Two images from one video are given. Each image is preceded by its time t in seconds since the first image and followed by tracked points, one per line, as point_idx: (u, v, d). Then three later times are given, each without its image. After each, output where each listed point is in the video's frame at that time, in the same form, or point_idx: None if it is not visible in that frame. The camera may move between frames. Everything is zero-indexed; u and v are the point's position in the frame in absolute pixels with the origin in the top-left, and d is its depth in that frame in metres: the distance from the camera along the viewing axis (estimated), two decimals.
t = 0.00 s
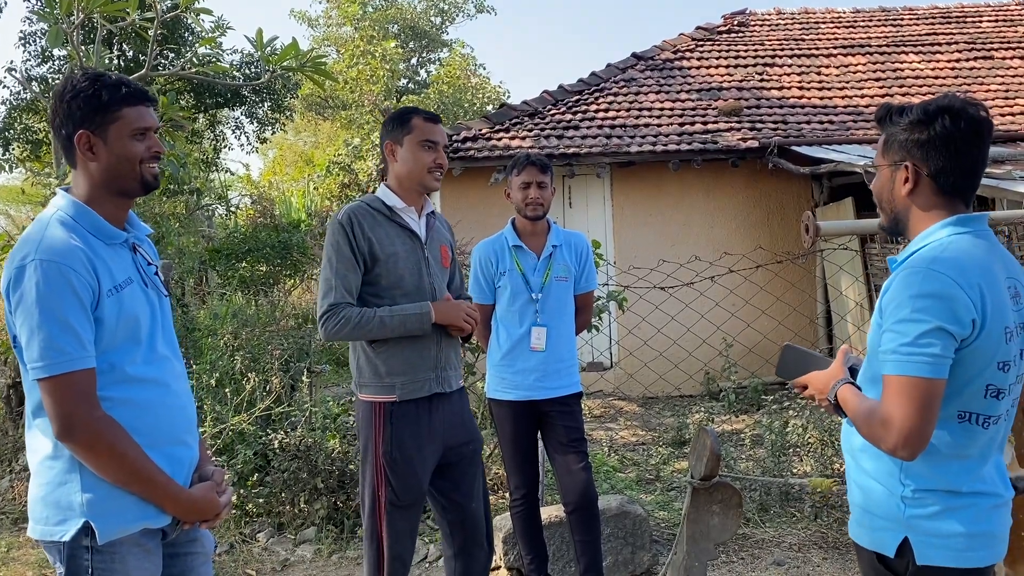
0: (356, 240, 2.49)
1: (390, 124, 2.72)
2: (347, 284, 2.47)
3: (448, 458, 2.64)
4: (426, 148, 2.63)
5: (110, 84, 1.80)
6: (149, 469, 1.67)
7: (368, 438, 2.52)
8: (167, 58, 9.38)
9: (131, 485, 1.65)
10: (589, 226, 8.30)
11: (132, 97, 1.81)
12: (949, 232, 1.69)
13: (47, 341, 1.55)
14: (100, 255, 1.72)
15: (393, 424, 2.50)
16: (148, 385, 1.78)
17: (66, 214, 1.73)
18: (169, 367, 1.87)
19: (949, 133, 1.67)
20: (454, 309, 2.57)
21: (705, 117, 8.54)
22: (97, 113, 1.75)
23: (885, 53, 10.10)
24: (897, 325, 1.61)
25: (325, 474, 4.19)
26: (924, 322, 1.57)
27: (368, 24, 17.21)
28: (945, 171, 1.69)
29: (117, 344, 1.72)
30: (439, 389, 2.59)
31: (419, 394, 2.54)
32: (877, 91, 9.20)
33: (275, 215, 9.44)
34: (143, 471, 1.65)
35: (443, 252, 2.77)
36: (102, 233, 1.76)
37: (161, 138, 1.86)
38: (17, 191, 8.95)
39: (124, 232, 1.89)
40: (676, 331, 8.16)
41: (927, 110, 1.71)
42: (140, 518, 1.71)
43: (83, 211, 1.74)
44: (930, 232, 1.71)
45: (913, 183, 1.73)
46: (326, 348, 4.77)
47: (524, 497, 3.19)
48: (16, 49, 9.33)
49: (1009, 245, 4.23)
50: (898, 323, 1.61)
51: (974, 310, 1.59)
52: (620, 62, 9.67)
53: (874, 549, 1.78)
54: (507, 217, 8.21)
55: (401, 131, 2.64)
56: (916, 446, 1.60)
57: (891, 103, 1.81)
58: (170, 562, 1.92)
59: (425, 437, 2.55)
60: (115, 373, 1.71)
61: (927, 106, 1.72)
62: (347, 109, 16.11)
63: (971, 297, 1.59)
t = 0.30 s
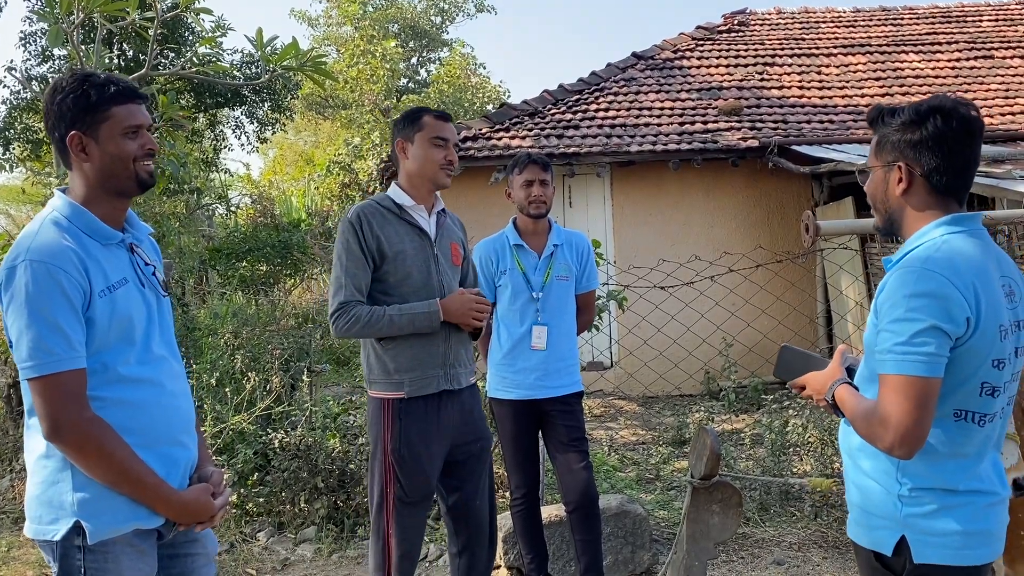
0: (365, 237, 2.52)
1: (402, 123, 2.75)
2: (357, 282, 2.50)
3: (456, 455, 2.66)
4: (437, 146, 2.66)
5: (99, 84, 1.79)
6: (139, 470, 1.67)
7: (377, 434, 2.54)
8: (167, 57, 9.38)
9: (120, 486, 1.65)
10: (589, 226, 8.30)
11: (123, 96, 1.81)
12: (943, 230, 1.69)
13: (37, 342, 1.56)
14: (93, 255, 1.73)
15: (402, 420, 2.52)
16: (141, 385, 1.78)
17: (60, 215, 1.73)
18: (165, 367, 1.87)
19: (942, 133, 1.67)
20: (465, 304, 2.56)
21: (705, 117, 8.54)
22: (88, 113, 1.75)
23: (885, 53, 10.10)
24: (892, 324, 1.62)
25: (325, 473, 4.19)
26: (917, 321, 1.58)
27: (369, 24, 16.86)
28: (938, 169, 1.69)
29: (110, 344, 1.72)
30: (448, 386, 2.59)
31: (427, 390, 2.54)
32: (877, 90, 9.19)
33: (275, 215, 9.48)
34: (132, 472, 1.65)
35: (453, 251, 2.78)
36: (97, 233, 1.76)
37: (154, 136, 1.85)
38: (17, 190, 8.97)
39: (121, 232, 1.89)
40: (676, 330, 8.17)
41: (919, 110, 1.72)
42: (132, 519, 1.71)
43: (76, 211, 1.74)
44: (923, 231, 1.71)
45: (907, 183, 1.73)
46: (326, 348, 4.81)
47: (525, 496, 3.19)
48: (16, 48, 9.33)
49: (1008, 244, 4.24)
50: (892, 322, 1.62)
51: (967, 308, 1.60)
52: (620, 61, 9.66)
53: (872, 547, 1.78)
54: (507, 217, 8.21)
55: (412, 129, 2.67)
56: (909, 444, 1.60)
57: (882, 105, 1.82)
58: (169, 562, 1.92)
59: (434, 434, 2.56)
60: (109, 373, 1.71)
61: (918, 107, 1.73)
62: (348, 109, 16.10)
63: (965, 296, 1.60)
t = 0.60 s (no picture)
0: (374, 236, 2.54)
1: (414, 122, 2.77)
2: (365, 281, 2.52)
3: (464, 454, 2.66)
4: (448, 145, 2.67)
5: (97, 84, 1.79)
6: (143, 468, 1.67)
7: (387, 431, 2.55)
8: (168, 57, 9.38)
9: (123, 483, 1.65)
10: (590, 225, 8.30)
11: (121, 94, 1.80)
12: (941, 229, 1.70)
13: (39, 340, 1.56)
14: (96, 254, 1.73)
15: (411, 417, 2.53)
16: (145, 384, 1.78)
17: (63, 214, 1.74)
18: (170, 365, 1.87)
19: (941, 132, 1.67)
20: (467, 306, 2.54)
21: (706, 116, 8.54)
22: (87, 113, 1.75)
23: (886, 52, 10.09)
24: (891, 323, 1.62)
25: (325, 472, 4.19)
26: (916, 319, 1.58)
27: (369, 23, 17.03)
28: (937, 169, 1.69)
29: (113, 342, 1.72)
30: (456, 384, 2.60)
31: (435, 387, 2.56)
32: (878, 90, 9.19)
33: (275, 214, 9.49)
34: (135, 470, 1.66)
35: (464, 249, 2.78)
36: (100, 232, 1.77)
37: (155, 134, 1.85)
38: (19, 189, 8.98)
39: (125, 231, 1.89)
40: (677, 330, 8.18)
41: (918, 109, 1.72)
42: (136, 516, 1.71)
43: (79, 211, 1.75)
44: (922, 230, 1.72)
45: (906, 182, 1.73)
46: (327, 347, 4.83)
47: (525, 495, 3.19)
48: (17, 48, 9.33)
49: (1008, 243, 4.24)
50: (892, 320, 1.62)
51: (967, 305, 1.60)
52: (621, 61, 9.66)
53: (873, 547, 1.78)
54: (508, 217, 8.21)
55: (423, 128, 2.69)
56: (911, 444, 1.60)
57: (880, 105, 1.82)
58: (174, 561, 1.93)
59: (443, 432, 2.57)
60: (112, 372, 1.72)
61: (917, 106, 1.73)
62: (348, 108, 16.07)
63: (965, 294, 1.60)
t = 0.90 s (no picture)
0: (381, 236, 2.57)
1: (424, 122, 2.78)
2: (372, 280, 2.55)
3: (471, 452, 2.66)
4: (456, 145, 2.68)
5: (102, 82, 1.79)
6: (156, 465, 1.67)
7: (394, 428, 2.58)
8: (169, 56, 9.39)
9: (134, 479, 1.65)
10: (591, 225, 8.29)
11: (127, 93, 1.81)
12: (947, 230, 1.71)
13: (52, 337, 1.56)
14: (106, 251, 1.73)
15: (417, 415, 2.55)
16: (155, 380, 1.78)
17: (74, 212, 1.73)
18: (179, 362, 1.87)
19: (960, 129, 1.71)
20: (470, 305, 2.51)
21: (708, 115, 8.54)
22: (94, 112, 1.75)
23: (888, 51, 10.08)
24: (899, 323, 1.61)
25: (327, 471, 4.20)
26: (924, 321, 1.58)
27: (371, 22, 17.06)
28: (953, 168, 1.72)
29: (125, 338, 1.72)
30: (462, 382, 2.60)
31: (440, 385, 2.57)
32: (880, 89, 9.18)
33: (277, 213, 9.48)
34: (148, 465, 1.66)
35: (474, 249, 2.78)
36: (109, 230, 1.77)
37: (160, 132, 1.85)
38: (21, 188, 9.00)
39: (132, 229, 1.90)
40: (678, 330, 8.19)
41: (931, 107, 1.73)
42: (147, 512, 1.71)
43: (89, 208, 1.75)
44: (928, 231, 1.72)
45: (926, 180, 1.73)
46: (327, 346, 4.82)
47: (526, 494, 3.19)
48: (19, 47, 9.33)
49: (1009, 243, 4.24)
50: (900, 321, 1.62)
51: (975, 306, 1.60)
52: (622, 60, 9.66)
53: (875, 546, 1.78)
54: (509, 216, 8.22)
55: (433, 127, 2.69)
56: (913, 444, 1.60)
57: (881, 105, 1.82)
58: (179, 558, 1.93)
59: (449, 430, 2.58)
60: (123, 368, 1.72)
61: (928, 103, 1.74)
62: (349, 107, 16.05)
63: (974, 295, 1.60)
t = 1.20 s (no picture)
0: (385, 235, 2.59)
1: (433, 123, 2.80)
2: (376, 280, 2.57)
3: (476, 451, 2.66)
4: (463, 145, 2.69)
5: (104, 82, 1.79)
6: (157, 465, 1.67)
7: (400, 425, 2.59)
8: (170, 55, 9.39)
9: (135, 479, 1.65)
10: (592, 224, 8.29)
11: (129, 92, 1.81)
12: (953, 232, 1.70)
13: (54, 336, 1.56)
14: (108, 251, 1.73)
15: (422, 412, 2.56)
16: (157, 380, 1.78)
17: (76, 211, 1.73)
18: (180, 362, 1.87)
19: (957, 130, 1.69)
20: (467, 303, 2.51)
21: (709, 114, 8.53)
22: (96, 112, 1.75)
23: (889, 50, 10.07)
24: (898, 322, 1.61)
25: (329, 471, 4.21)
26: (926, 322, 1.57)
27: (373, 21, 17.09)
28: (949, 169, 1.71)
29: (126, 337, 1.72)
30: (466, 381, 2.60)
31: (444, 384, 2.57)
32: (882, 88, 9.17)
33: (278, 212, 9.47)
34: (149, 465, 1.66)
35: (482, 248, 2.76)
36: (111, 230, 1.77)
37: (162, 132, 1.85)
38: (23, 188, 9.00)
39: (133, 229, 1.89)
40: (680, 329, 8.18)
41: (929, 107, 1.72)
42: (148, 512, 1.71)
43: (90, 208, 1.75)
44: (935, 231, 1.72)
45: (923, 179, 1.73)
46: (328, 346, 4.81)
47: (528, 493, 3.19)
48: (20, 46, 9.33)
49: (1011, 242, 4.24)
50: (902, 320, 1.61)
51: (978, 312, 1.59)
52: (624, 59, 9.65)
53: (872, 541, 1.77)
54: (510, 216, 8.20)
55: (441, 128, 2.71)
56: (885, 437, 1.62)
57: (881, 105, 1.81)
58: (180, 557, 1.93)
59: (453, 428, 2.57)
60: (124, 368, 1.71)
61: (928, 103, 1.72)
62: (351, 107, 16.04)
63: (977, 300, 1.59)
